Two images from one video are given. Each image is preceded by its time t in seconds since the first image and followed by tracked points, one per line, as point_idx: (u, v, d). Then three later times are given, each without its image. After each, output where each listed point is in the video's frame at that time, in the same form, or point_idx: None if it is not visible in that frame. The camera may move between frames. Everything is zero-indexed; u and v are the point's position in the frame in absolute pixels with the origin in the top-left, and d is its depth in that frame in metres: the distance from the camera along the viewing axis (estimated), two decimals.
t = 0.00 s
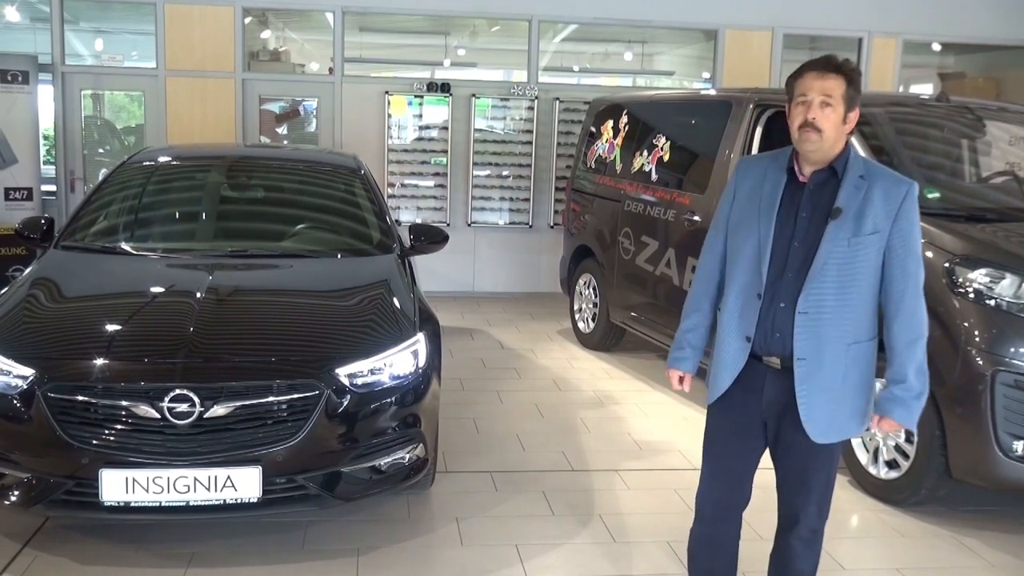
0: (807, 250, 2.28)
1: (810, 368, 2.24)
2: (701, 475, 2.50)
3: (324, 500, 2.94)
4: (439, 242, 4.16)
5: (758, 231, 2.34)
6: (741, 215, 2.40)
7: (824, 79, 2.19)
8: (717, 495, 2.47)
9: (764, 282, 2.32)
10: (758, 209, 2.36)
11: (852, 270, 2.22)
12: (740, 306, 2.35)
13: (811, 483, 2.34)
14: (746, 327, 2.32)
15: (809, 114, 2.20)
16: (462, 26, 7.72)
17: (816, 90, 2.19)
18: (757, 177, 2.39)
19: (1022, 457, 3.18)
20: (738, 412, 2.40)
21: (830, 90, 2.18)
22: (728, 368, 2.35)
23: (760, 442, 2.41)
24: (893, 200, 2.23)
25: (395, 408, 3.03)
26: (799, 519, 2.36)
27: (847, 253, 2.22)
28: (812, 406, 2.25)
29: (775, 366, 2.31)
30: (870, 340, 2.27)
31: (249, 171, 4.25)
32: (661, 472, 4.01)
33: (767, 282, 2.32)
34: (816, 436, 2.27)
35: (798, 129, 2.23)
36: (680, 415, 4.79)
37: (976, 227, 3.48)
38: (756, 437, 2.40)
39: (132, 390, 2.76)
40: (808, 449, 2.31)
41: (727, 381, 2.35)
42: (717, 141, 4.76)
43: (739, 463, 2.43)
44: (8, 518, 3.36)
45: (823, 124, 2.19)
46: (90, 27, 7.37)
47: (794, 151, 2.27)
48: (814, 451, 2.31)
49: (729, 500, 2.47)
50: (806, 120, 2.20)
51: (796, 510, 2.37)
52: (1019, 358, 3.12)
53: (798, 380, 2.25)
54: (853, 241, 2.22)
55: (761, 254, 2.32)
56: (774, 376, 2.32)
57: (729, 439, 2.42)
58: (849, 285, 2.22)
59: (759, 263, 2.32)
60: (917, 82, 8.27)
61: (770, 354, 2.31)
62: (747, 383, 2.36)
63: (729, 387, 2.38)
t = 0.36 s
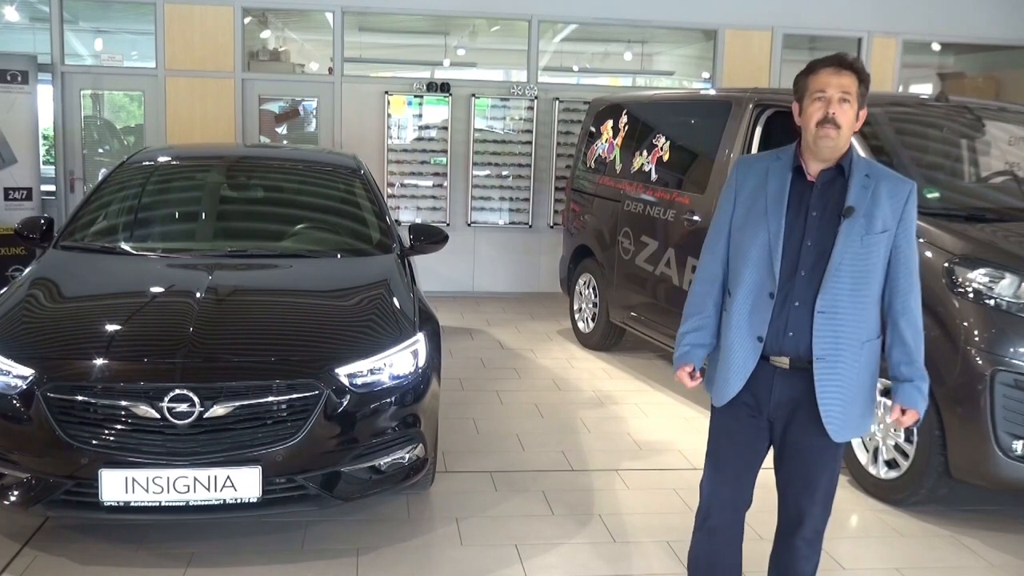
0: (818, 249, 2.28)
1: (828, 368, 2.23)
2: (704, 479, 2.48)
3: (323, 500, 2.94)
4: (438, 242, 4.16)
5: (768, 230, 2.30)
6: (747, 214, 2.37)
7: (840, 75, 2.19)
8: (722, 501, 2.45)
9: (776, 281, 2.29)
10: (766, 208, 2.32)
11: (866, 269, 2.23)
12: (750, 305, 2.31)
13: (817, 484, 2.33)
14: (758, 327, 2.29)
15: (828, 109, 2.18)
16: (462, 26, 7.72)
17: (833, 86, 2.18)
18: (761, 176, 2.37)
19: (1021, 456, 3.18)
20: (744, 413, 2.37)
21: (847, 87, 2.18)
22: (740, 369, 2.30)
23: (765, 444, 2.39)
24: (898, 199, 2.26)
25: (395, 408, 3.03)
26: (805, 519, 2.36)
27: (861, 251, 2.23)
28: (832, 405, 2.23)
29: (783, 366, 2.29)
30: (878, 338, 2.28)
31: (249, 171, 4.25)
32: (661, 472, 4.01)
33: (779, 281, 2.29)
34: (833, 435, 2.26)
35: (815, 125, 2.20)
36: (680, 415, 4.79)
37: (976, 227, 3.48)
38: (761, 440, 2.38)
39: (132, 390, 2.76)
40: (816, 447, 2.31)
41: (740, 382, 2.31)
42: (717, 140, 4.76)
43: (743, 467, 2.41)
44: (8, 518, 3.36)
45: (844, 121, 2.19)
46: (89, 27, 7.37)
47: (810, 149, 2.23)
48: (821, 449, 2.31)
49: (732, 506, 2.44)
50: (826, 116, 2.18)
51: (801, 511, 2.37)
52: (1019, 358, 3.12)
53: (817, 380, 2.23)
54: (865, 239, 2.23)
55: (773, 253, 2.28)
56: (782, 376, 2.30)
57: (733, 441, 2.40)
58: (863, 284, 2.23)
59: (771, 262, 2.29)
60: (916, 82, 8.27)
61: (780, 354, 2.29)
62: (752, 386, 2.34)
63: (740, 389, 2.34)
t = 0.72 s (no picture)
0: (828, 248, 2.28)
1: (843, 367, 2.24)
2: (707, 482, 2.45)
3: (322, 500, 2.94)
4: (437, 242, 4.16)
5: (782, 227, 2.25)
6: (755, 210, 2.31)
7: (856, 75, 2.19)
8: (726, 506, 2.42)
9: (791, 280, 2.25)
10: (777, 204, 2.28)
11: (875, 269, 2.26)
12: (763, 303, 2.26)
13: (820, 483, 2.36)
14: (772, 326, 2.25)
15: (845, 109, 2.18)
16: (461, 26, 7.72)
17: (850, 85, 2.18)
18: (766, 171, 2.32)
19: (1020, 456, 3.18)
20: (749, 414, 2.35)
21: (864, 87, 2.19)
22: (752, 368, 2.26)
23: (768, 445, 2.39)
24: (898, 200, 2.31)
25: (394, 408, 3.03)
26: (806, 518, 2.40)
27: (872, 252, 2.26)
28: (848, 404, 2.26)
29: (790, 366, 2.28)
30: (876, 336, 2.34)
31: (248, 171, 4.24)
32: (660, 472, 4.01)
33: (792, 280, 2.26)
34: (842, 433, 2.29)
35: (831, 124, 2.20)
36: (679, 415, 4.79)
37: (975, 227, 3.48)
38: (765, 441, 2.38)
39: (130, 390, 2.76)
40: (821, 444, 2.33)
41: (752, 381, 2.26)
42: (716, 140, 4.76)
43: (747, 470, 2.39)
44: (7, 518, 3.36)
45: (860, 122, 2.20)
46: (88, 27, 7.37)
47: (824, 147, 2.22)
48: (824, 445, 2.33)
49: (734, 510, 2.41)
50: (844, 115, 2.18)
51: (805, 512, 2.40)
52: (1016, 358, 3.12)
53: (833, 381, 2.24)
54: (874, 240, 2.26)
55: (789, 252, 2.24)
56: (789, 375, 2.29)
57: (737, 443, 2.37)
58: (873, 284, 2.26)
59: (786, 261, 2.25)
60: (915, 82, 8.27)
61: (788, 353, 2.28)
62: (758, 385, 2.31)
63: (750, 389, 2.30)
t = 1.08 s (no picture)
0: (831, 247, 2.31)
1: (855, 365, 2.29)
2: (708, 483, 2.46)
3: (319, 500, 2.94)
4: (434, 242, 4.15)
5: (790, 227, 2.26)
6: (758, 210, 2.30)
7: (860, 79, 2.23)
8: (726, 507, 2.42)
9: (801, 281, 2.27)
10: (780, 203, 2.28)
11: (876, 265, 2.32)
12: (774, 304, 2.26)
13: (821, 481, 2.39)
14: (786, 328, 2.25)
15: (857, 114, 2.21)
16: (458, 26, 7.72)
17: (859, 90, 2.22)
18: (765, 171, 2.32)
19: (1016, 455, 3.18)
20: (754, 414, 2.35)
21: (868, 92, 2.23)
22: (766, 371, 2.26)
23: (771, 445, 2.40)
24: (886, 197, 2.39)
25: (390, 408, 3.02)
26: (806, 516, 2.42)
27: (873, 249, 2.31)
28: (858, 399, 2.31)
29: (794, 366, 2.31)
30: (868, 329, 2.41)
31: (245, 171, 4.24)
32: (657, 471, 4.01)
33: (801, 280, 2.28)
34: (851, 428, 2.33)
35: (845, 129, 2.21)
36: (675, 414, 4.79)
37: (971, 227, 3.48)
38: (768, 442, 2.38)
39: (126, 390, 2.76)
40: (825, 441, 2.36)
41: (766, 384, 2.26)
42: (712, 140, 4.76)
43: (748, 470, 2.39)
44: (3, 518, 3.35)
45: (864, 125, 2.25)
46: (84, 26, 7.36)
47: (834, 151, 2.25)
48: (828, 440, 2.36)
49: (731, 510, 2.42)
50: (858, 120, 2.21)
51: (806, 510, 2.42)
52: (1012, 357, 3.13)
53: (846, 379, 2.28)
54: (874, 236, 2.32)
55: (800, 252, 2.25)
56: (794, 376, 2.31)
57: (739, 444, 2.38)
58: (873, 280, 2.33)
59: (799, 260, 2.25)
60: (911, 82, 8.29)
61: (793, 354, 2.30)
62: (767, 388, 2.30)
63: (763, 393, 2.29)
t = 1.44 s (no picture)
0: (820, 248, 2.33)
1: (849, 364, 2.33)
2: (699, 488, 2.45)
3: (314, 500, 2.94)
4: (429, 242, 4.15)
5: (778, 234, 2.26)
6: (744, 218, 2.30)
7: (842, 84, 2.24)
8: (717, 507, 2.42)
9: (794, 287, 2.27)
10: (766, 210, 2.27)
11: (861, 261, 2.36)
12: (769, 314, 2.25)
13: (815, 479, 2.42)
14: (779, 335, 2.26)
15: (839, 120, 2.23)
16: (453, 26, 7.71)
17: (841, 96, 2.22)
18: (748, 178, 2.31)
19: (1010, 454, 3.19)
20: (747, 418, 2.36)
21: (851, 97, 2.25)
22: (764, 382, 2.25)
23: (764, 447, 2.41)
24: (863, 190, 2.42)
25: (385, 408, 3.02)
26: (799, 514, 2.44)
27: (858, 245, 2.35)
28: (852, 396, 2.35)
29: (787, 368, 2.33)
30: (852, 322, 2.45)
31: (239, 171, 4.23)
32: (651, 471, 4.01)
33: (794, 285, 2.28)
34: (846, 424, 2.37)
35: (827, 135, 2.23)
36: (670, 414, 4.80)
37: (966, 227, 3.49)
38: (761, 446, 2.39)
39: (121, 390, 2.75)
40: (818, 440, 2.39)
41: (766, 394, 2.26)
42: (707, 140, 4.77)
43: (741, 472, 2.39)
44: None
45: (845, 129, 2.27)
46: (78, 26, 7.34)
47: (815, 154, 2.26)
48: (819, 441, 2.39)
49: (725, 509, 2.41)
50: (840, 126, 2.22)
51: (800, 509, 2.44)
52: (1006, 356, 3.13)
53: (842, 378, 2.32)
54: (858, 233, 2.35)
55: (790, 258, 2.25)
56: (787, 378, 2.33)
57: (732, 448, 2.38)
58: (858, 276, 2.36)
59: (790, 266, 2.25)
60: (906, 82, 8.30)
61: (786, 357, 2.32)
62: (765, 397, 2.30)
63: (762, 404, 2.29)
